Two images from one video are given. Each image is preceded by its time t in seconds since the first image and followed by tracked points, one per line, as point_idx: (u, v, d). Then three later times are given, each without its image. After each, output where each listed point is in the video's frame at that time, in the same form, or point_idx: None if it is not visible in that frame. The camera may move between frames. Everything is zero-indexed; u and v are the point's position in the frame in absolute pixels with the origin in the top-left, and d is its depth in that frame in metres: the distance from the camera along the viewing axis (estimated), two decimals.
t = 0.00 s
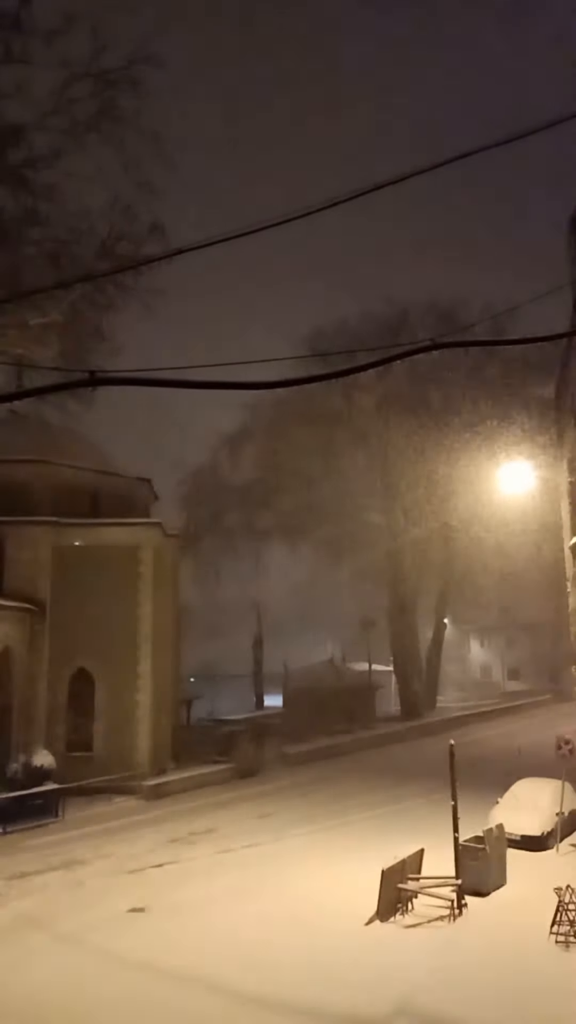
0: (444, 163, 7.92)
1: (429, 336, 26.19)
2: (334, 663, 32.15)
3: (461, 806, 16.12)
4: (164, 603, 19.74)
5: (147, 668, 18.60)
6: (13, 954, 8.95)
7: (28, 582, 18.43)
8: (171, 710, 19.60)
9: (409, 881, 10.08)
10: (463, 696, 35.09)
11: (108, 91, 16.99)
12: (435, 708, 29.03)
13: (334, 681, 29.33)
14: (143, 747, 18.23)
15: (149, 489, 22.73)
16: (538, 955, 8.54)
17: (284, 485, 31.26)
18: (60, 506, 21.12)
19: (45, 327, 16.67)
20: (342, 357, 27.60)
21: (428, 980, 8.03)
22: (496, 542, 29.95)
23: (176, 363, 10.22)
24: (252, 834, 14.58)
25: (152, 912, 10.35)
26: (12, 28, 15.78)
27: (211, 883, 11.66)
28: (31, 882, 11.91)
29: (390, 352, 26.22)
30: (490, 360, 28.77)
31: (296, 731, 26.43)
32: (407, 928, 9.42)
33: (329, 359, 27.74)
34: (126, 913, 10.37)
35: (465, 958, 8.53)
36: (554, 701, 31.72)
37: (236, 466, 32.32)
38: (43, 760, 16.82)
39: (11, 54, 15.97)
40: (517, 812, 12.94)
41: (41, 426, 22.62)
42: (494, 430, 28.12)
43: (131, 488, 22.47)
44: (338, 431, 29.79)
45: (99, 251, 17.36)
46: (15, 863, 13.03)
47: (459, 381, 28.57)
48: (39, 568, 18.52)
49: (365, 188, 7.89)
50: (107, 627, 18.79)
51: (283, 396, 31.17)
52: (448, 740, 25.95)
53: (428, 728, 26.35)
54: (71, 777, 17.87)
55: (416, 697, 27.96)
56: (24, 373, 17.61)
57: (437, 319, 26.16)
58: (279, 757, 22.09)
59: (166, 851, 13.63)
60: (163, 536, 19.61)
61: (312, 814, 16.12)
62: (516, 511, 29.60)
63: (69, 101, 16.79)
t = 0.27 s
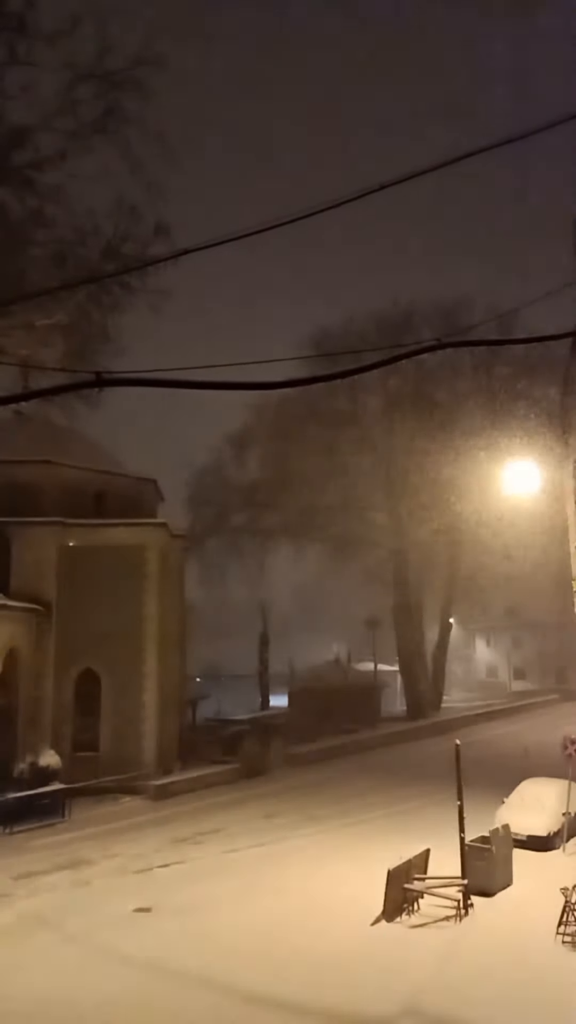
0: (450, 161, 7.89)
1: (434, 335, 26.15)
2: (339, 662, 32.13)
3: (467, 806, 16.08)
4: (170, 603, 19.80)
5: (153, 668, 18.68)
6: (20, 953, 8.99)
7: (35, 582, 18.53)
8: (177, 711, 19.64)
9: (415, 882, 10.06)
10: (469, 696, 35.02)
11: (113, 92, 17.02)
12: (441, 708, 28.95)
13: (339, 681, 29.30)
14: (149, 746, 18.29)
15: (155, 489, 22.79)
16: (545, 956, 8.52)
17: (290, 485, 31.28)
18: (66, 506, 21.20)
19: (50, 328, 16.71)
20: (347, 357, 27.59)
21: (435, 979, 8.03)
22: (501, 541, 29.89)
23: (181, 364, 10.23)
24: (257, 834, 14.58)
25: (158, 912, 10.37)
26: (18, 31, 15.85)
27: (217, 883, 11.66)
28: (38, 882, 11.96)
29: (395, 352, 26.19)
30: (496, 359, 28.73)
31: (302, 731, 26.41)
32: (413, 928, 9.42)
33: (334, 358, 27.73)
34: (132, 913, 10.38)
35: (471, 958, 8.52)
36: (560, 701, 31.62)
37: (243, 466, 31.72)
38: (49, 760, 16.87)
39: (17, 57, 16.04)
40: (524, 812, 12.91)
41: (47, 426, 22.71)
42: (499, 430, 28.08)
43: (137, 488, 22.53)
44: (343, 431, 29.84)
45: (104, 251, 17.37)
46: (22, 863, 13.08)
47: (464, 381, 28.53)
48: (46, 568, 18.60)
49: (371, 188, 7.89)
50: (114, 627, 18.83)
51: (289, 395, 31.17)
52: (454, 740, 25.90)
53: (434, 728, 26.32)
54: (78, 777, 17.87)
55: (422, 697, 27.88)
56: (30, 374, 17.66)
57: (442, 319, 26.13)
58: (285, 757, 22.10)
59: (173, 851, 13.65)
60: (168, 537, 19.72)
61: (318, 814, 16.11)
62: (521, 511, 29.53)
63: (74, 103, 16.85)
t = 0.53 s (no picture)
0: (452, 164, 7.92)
1: (438, 335, 26.14)
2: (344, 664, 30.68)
3: (471, 807, 16.07)
4: (174, 603, 19.86)
5: (157, 668, 18.74)
6: (24, 954, 8.99)
7: (38, 583, 18.54)
8: (181, 711, 19.64)
9: (419, 882, 10.05)
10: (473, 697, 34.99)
11: (116, 94, 17.07)
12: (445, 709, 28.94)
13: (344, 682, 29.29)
14: (154, 747, 18.28)
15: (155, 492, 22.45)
16: (550, 955, 8.53)
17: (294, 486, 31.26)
18: (69, 507, 21.22)
19: (54, 329, 16.73)
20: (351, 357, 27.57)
21: (440, 980, 8.03)
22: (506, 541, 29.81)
23: (185, 366, 10.28)
24: (262, 834, 14.60)
25: (163, 912, 10.38)
26: (21, 34, 15.89)
27: (221, 884, 11.67)
28: (42, 883, 11.97)
29: (399, 352, 26.16)
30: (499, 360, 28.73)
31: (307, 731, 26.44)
32: (418, 929, 9.41)
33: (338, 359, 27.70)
34: (137, 913, 10.41)
35: (477, 957, 8.55)
36: (564, 702, 31.62)
37: (246, 467, 30.84)
38: (54, 760, 16.78)
39: (21, 59, 16.09)
40: (528, 813, 12.89)
41: (51, 427, 22.75)
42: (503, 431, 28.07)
43: (141, 490, 22.56)
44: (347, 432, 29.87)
45: (108, 252, 17.34)
46: (27, 863, 13.10)
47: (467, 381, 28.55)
48: (49, 569, 18.63)
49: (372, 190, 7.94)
50: (117, 627, 18.85)
51: (292, 396, 31.18)
52: (458, 740, 25.90)
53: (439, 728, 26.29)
54: (82, 777, 17.72)
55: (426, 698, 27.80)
56: (34, 375, 17.67)
57: (446, 319, 26.13)
58: (288, 758, 22.15)
59: (177, 852, 13.64)
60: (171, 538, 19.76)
61: (321, 815, 16.15)
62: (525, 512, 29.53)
63: (78, 105, 16.90)
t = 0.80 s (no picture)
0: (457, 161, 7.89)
1: (443, 335, 26.09)
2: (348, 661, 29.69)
3: (476, 807, 16.07)
4: (179, 603, 19.89)
5: (162, 668, 18.74)
6: (30, 953, 9.02)
7: (43, 582, 18.59)
8: (186, 710, 19.70)
9: (424, 882, 10.02)
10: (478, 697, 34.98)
11: (121, 94, 17.08)
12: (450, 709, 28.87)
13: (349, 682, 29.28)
14: (159, 746, 18.31)
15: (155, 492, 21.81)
16: (557, 956, 8.52)
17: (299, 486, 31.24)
18: (74, 506, 21.22)
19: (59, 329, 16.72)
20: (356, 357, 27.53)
21: (446, 980, 8.03)
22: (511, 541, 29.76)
23: (190, 367, 10.31)
24: (267, 834, 14.61)
25: (168, 911, 10.40)
26: (26, 34, 15.89)
27: (226, 884, 11.67)
28: (48, 882, 11.99)
29: (403, 352, 26.12)
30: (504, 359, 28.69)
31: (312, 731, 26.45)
32: (423, 929, 9.40)
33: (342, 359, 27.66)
34: (143, 913, 10.41)
35: (482, 957, 8.54)
36: (569, 701, 31.60)
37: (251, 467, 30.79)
38: (60, 760, 16.93)
39: (26, 60, 16.09)
40: (534, 813, 12.88)
41: (56, 427, 22.75)
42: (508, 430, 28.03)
43: (146, 490, 22.57)
44: (351, 432, 29.84)
45: (112, 252, 17.34)
46: (32, 863, 13.11)
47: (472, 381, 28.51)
48: (54, 568, 18.67)
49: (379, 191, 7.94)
50: (121, 626, 18.88)
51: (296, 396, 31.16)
52: (464, 740, 25.89)
53: (444, 728, 26.28)
54: (88, 777, 17.85)
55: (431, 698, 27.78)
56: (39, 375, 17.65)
57: (451, 319, 26.07)
58: (293, 758, 22.19)
59: (182, 851, 13.65)
60: (176, 538, 19.77)
61: (326, 814, 16.15)
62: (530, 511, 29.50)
63: (83, 106, 16.90)
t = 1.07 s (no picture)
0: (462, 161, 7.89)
1: (448, 335, 26.06)
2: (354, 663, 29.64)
3: (481, 807, 16.07)
4: (184, 603, 19.91)
5: (167, 668, 18.74)
6: (36, 953, 9.04)
7: (49, 582, 18.65)
8: (191, 710, 19.70)
9: (430, 883, 10.00)
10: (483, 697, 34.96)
11: (126, 96, 17.12)
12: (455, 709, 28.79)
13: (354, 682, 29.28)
14: (165, 747, 18.27)
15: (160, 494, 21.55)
16: (563, 956, 8.50)
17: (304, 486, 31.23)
18: (79, 506, 21.24)
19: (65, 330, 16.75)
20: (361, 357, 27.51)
21: (452, 980, 8.01)
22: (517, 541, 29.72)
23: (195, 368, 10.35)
24: (273, 834, 14.62)
25: (174, 911, 10.40)
26: (32, 35, 15.94)
27: (232, 884, 11.67)
28: (54, 882, 12.00)
29: (409, 351, 26.09)
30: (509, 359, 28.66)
31: (317, 731, 26.45)
32: (429, 929, 9.39)
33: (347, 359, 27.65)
34: (148, 912, 10.42)
35: (488, 957, 8.53)
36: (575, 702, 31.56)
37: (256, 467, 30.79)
38: (65, 760, 16.82)
39: (32, 62, 16.15)
40: (539, 813, 12.86)
41: (60, 427, 22.78)
42: (513, 430, 27.99)
43: (151, 490, 22.62)
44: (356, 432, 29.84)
45: (118, 253, 17.36)
46: (38, 862, 13.12)
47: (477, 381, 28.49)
48: (60, 569, 18.73)
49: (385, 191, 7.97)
50: (127, 626, 18.90)
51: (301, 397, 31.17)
52: (469, 741, 25.88)
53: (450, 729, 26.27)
54: (94, 777, 17.87)
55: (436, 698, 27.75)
56: (44, 376, 17.67)
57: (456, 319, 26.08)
58: (298, 758, 22.21)
59: (188, 851, 13.65)
60: (182, 538, 19.77)
61: (332, 815, 16.17)
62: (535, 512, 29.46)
63: (88, 108, 16.97)
